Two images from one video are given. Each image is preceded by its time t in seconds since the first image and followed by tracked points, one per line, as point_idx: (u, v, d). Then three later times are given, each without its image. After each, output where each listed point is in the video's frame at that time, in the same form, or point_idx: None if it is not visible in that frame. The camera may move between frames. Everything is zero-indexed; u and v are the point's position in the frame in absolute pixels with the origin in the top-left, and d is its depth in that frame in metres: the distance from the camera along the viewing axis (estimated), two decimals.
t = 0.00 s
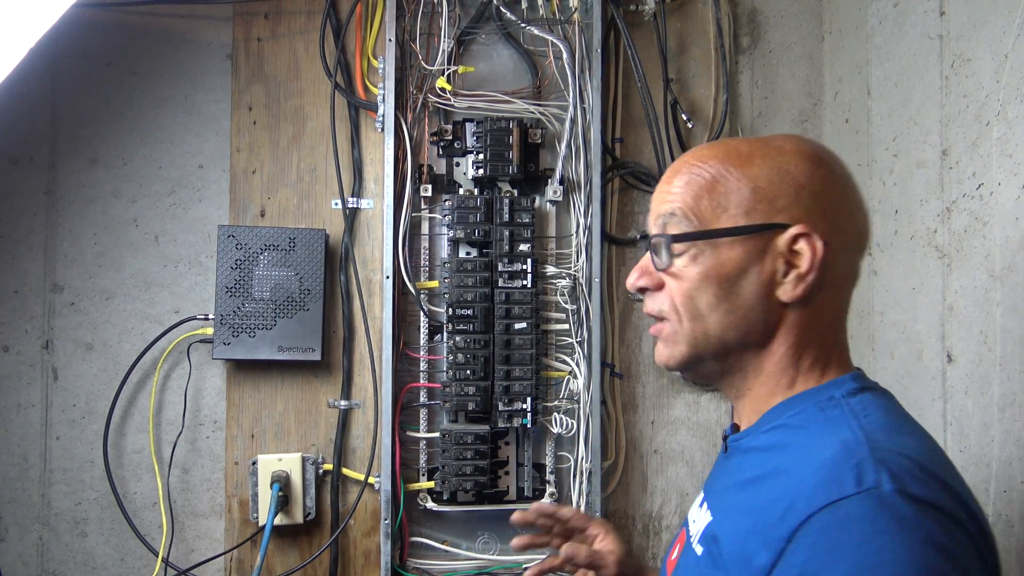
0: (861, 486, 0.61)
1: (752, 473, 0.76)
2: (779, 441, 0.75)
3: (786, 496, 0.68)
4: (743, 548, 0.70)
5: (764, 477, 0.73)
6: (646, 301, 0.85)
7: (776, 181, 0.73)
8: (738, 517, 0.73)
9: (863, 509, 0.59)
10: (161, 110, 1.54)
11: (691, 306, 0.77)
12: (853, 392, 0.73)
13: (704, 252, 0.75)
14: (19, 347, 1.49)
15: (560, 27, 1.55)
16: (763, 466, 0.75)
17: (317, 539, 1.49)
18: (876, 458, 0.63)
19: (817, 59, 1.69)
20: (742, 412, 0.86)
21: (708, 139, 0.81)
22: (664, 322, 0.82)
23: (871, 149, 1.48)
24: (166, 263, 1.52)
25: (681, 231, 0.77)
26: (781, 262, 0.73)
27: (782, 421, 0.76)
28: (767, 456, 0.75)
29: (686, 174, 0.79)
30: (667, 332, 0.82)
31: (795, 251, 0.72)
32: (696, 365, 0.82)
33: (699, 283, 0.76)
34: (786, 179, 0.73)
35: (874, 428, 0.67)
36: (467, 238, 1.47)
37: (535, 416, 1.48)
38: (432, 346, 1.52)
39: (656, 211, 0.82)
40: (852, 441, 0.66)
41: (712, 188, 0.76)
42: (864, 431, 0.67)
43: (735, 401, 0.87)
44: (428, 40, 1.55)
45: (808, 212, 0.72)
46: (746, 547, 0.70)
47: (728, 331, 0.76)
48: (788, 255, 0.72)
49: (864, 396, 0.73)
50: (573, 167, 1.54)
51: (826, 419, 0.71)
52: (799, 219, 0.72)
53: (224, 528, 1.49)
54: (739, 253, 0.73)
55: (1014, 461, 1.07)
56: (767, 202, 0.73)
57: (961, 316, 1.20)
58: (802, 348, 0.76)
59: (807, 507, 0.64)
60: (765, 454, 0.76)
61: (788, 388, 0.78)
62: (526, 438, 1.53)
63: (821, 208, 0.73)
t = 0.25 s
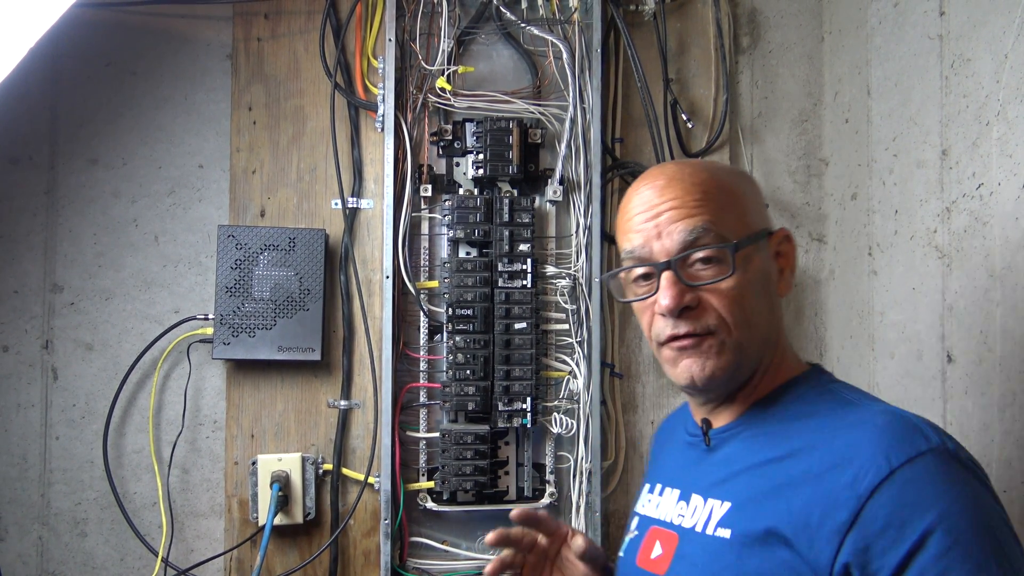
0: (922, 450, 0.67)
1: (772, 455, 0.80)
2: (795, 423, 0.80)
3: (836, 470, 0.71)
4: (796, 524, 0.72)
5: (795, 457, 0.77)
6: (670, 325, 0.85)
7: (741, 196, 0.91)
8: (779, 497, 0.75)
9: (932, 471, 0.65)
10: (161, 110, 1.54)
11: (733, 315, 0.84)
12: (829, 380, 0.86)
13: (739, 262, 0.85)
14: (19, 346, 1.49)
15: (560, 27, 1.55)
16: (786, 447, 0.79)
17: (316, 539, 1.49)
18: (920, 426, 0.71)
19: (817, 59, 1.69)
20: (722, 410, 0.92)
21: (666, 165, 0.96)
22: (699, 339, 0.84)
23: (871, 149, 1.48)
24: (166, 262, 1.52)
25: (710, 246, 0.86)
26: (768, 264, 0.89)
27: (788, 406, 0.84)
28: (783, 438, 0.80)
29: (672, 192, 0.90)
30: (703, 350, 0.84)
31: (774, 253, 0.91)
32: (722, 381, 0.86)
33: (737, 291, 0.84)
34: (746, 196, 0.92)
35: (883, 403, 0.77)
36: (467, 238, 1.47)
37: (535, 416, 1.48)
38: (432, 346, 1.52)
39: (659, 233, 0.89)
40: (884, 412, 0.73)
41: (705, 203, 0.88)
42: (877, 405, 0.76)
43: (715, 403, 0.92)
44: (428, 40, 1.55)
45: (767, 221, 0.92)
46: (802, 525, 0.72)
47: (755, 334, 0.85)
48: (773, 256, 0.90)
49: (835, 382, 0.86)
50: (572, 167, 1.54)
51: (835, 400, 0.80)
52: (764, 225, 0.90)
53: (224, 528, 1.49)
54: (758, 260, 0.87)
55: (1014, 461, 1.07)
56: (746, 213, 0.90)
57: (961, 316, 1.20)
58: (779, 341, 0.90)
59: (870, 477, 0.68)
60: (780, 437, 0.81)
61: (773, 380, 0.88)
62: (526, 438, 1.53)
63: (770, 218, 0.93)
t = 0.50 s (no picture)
0: (866, 418, 0.82)
1: (737, 437, 0.89)
2: (752, 408, 0.91)
3: (801, 445, 0.83)
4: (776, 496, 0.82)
5: (760, 437, 0.87)
6: (625, 324, 0.92)
7: (680, 208, 1.00)
8: (754, 474, 0.85)
9: (878, 435, 0.80)
10: (161, 109, 1.54)
11: (678, 314, 0.92)
12: (762, 369, 0.98)
13: (683, 266, 0.94)
14: (18, 346, 1.49)
15: (560, 27, 1.55)
16: (750, 429, 0.89)
17: (316, 539, 1.49)
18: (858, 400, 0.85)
19: (817, 59, 1.69)
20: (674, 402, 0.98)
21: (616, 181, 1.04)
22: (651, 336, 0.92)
23: (870, 150, 1.48)
24: (166, 262, 1.52)
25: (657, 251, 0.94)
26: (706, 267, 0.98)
27: (738, 391, 0.94)
28: (745, 422, 0.90)
29: (623, 205, 0.98)
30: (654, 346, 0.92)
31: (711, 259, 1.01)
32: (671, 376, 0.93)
33: (682, 292, 0.93)
34: (685, 207, 1.02)
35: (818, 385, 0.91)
36: (467, 238, 1.47)
37: (534, 416, 1.49)
38: (432, 346, 1.52)
39: (614, 242, 0.96)
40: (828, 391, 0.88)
41: (652, 215, 0.97)
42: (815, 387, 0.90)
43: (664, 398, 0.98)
44: (428, 40, 1.55)
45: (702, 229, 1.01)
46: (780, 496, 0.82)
47: (698, 330, 0.94)
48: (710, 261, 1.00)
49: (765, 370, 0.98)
50: (572, 167, 1.54)
51: (780, 386, 0.93)
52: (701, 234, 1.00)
53: (224, 528, 1.49)
54: (699, 265, 0.96)
55: (1014, 461, 1.07)
56: (686, 224, 0.99)
57: (960, 316, 1.20)
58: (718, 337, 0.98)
59: (833, 447, 0.80)
60: (741, 420, 0.90)
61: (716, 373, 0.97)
62: (526, 438, 1.53)
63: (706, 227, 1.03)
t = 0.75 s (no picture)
0: (831, 402, 0.83)
1: (711, 425, 0.90)
2: (724, 397, 0.92)
3: (770, 430, 0.84)
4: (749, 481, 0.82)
5: (732, 424, 0.88)
6: (601, 317, 0.93)
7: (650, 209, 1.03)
8: (728, 460, 0.85)
9: (843, 417, 0.81)
10: (161, 110, 1.54)
11: (653, 306, 0.94)
12: (731, 362, 1.00)
13: (657, 262, 0.96)
14: (19, 346, 1.49)
15: (560, 28, 1.55)
16: (721, 417, 0.90)
17: (316, 539, 1.49)
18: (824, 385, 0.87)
19: (817, 59, 1.69)
20: (649, 396, 0.99)
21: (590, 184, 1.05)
22: (627, 328, 0.92)
23: (870, 150, 1.48)
24: (166, 262, 1.52)
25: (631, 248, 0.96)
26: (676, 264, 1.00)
27: (710, 382, 0.96)
28: (717, 410, 0.91)
29: (598, 206, 0.99)
30: (630, 338, 0.92)
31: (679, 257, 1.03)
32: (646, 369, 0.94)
33: (656, 286, 0.94)
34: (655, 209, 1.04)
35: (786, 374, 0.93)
36: (467, 238, 1.47)
37: (534, 416, 1.49)
38: (432, 346, 1.52)
39: (590, 241, 0.97)
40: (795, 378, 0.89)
41: (625, 215, 0.99)
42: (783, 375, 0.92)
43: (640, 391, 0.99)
44: (428, 40, 1.55)
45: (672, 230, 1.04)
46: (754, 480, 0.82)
47: (671, 323, 0.95)
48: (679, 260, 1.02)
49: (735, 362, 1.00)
50: (572, 167, 1.54)
51: (749, 376, 0.94)
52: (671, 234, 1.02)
53: (224, 528, 1.49)
54: (670, 262, 0.98)
55: (1014, 461, 1.07)
56: (658, 224, 1.01)
57: (960, 316, 1.20)
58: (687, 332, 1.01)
59: (801, 429, 0.81)
60: (714, 409, 0.91)
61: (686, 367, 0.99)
62: (526, 438, 1.53)
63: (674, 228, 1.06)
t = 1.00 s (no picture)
0: (830, 402, 0.83)
1: (711, 426, 0.90)
2: (724, 399, 0.93)
3: (770, 431, 0.84)
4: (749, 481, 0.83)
5: (732, 425, 0.88)
6: (602, 318, 0.93)
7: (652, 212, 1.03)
8: (728, 462, 0.86)
9: (841, 418, 0.81)
10: (161, 111, 1.54)
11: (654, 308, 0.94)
12: (730, 365, 1.00)
13: (658, 264, 0.96)
14: (20, 347, 1.49)
15: (561, 28, 1.55)
16: (722, 419, 0.90)
17: (317, 540, 1.49)
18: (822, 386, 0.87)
19: (818, 60, 1.69)
20: (651, 398, 1.00)
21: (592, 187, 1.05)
22: (628, 329, 0.92)
23: (870, 150, 1.48)
24: (167, 263, 1.52)
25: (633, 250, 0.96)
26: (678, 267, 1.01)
27: (710, 385, 0.96)
28: (717, 412, 0.91)
29: (601, 209, 1.00)
30: (631, 339, 0.92)
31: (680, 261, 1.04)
32: (647, 370, 0.95)
33: (658, 288, 0.95)
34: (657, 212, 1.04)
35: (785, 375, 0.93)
36: (467, 239, 1.47)
37: (535, 417, 1.49)
38: (432, 347, 1.52)
39: (593, 243, 0.97)
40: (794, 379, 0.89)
41: (628, 218, 0.99)
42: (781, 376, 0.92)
43: (642, 393, 1.00)
44: (428, 41, 1.55)
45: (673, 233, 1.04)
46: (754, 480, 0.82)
47: (672, 325, 0.96)
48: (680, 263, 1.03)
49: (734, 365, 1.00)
50: (573, 168, 1.54)
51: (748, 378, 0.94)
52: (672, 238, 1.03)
53: (225, 529, 1.49)
54: (671, 265, 0.99)
55: (1015, 461, 1.07)
56: (659, 227, 1.02)
57: (961, 316, 1.20)
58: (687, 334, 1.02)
59: (800, 430, 0.81)
60: (715, 411, 0.92)
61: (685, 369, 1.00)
62: (526, 439, 1.53)
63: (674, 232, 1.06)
